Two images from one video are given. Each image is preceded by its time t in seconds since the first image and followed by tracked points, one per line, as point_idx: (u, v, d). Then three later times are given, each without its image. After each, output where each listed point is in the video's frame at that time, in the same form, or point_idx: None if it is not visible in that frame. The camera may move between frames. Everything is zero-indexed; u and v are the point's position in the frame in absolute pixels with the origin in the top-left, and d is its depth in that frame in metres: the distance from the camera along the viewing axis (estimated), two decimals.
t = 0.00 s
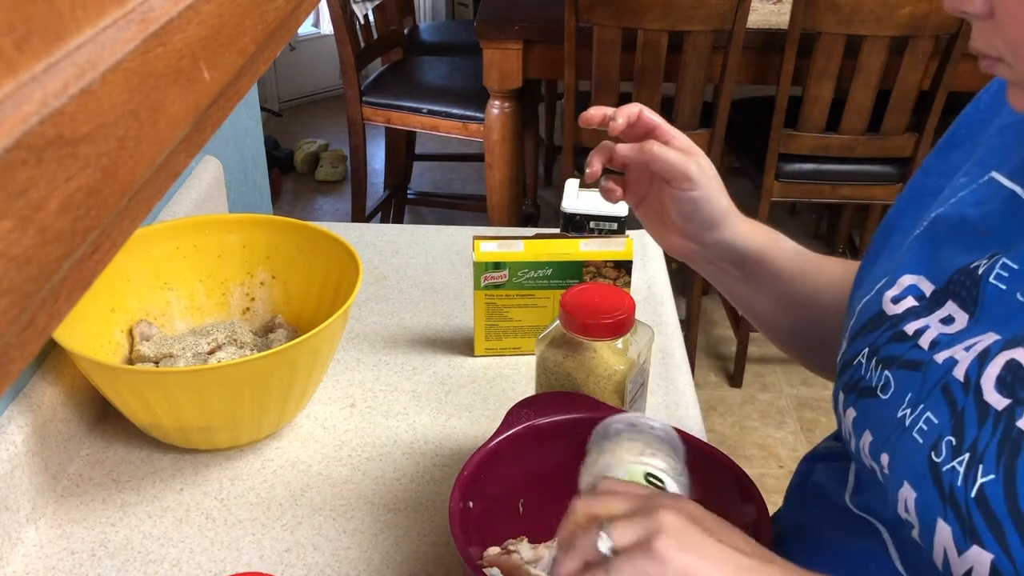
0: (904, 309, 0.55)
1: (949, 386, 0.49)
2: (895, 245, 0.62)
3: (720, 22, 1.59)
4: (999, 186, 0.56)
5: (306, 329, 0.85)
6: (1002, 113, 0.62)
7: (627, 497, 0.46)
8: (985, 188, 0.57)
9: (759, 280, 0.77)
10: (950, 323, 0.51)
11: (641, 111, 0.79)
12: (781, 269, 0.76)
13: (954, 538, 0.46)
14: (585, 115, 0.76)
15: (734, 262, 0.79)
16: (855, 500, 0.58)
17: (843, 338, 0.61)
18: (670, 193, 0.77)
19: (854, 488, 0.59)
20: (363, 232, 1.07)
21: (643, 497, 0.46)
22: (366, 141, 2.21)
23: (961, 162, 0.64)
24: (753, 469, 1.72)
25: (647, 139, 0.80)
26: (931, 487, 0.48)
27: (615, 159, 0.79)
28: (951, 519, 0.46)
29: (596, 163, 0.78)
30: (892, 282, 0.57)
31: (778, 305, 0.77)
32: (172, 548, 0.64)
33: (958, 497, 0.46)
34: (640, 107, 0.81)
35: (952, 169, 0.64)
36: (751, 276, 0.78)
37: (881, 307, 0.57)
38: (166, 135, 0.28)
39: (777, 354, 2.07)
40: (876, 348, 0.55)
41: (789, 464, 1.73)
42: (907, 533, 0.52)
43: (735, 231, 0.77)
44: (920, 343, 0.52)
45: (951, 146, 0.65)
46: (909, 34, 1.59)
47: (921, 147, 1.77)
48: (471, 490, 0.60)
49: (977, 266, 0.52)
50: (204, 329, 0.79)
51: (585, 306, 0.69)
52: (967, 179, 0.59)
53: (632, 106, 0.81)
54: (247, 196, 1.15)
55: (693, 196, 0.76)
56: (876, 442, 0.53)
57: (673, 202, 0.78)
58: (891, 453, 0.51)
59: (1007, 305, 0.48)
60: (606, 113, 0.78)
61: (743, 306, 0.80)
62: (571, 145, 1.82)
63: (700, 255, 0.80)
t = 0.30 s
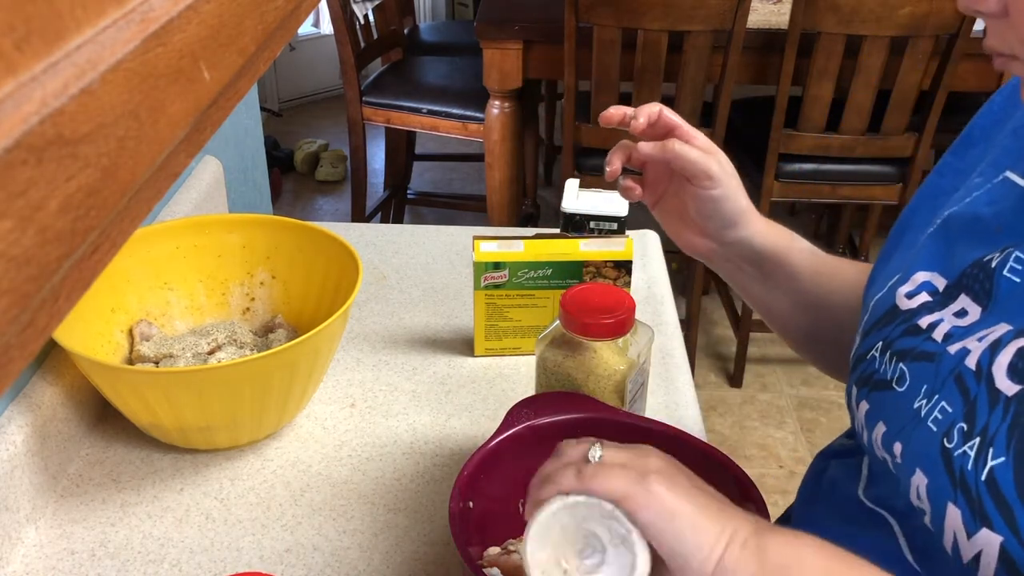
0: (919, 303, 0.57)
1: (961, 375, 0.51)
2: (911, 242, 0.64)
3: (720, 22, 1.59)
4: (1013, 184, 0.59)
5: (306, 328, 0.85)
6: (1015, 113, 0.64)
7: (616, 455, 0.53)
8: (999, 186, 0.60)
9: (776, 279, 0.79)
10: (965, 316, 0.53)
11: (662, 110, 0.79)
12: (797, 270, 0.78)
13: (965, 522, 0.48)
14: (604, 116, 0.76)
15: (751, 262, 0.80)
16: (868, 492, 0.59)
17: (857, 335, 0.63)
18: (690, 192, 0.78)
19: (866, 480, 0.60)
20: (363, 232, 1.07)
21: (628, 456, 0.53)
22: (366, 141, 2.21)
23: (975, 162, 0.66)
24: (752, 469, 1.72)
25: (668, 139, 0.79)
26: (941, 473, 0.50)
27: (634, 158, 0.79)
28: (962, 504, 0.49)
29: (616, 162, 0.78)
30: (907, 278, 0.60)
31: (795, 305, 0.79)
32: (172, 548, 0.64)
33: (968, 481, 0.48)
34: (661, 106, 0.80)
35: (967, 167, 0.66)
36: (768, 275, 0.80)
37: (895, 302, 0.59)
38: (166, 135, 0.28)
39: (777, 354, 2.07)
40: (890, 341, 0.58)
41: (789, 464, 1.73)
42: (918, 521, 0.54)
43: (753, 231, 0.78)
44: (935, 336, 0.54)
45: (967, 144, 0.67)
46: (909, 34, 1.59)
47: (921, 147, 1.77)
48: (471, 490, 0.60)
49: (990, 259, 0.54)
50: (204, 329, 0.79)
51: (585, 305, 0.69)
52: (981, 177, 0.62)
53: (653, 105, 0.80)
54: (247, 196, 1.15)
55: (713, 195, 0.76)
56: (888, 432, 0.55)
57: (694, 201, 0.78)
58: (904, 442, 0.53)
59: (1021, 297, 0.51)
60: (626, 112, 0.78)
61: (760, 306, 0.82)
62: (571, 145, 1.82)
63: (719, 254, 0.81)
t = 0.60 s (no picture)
0: (921, 291, 0.59)
1: (958, 358, 0.53)
2: (915, 233, 0.66)
3: (720, 22, 1.59)
4: (1016, 177, 0.59)
5: (306, 328, 0.85)
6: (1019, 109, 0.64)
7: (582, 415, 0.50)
8: (1003, 179, 0.61)
9: (788, 271, 0.80)
10: (965, 303, 0.55)
11: (674, 108, 0.80)
12: (807, 261, 0.79)
13: (956, 497, 0.50)
14: (619, 111, 0.77)
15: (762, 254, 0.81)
16: (870, 474, 0.62)
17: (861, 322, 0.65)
18: (704, 185, 0.78)
19: (869, 464, 0.63)
20: (363, 233, 1.07)
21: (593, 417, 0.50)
22: (365, 141, 2.21)
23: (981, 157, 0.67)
24: (752, 469, 1.72)
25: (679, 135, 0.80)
26: (936, 450, 0.52)
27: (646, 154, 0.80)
28: (954, 480, 0.50)
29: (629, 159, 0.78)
30: (911, 268, 0.62)
31: (806, 297, 0.79)
32: (172, 548, 0.64)
33: (960, 457, 0.50)
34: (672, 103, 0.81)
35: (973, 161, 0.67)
36: (781, 266, 0.80)
37: (899, 290, 0.61)
38: (166, 135, 0.28)
39: (777, 354, 2.06)
40: (893, 327, 0.59)
41: (789, 464, 1.74)
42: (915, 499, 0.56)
43: (765, 222, 0.79)
44: (936, 322, 0.56)
45: (972, 140, 0.68)
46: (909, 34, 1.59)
47: (921, 147, 1.77)
48: (471, 490, 0.60)
49: (991, 249, 0.56)
50: (204, 329, 0.79)
51: (587, 306, 0.69)
52: (987, 172, 0.63)
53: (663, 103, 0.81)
54: (247, 196, 1.15)
55: (725, 189, 0.77)
56: (888, 415, 0.57)
57: (706, 195, 0.79)
58: (903, 422, 0.55)
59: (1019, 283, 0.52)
60: (638, 110, 0.79)
61: (768, 296, 0.83)
62: (571, 145, 1.82)
63: (731, 246, 0.82)
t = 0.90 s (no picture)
0: (912, 281, 0.60)
1: (943, 345, 0.54)
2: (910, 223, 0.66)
3: (720, 22, 1.59)
4: (1007, 171, 0.60)
5: (306, 328, 0.85)
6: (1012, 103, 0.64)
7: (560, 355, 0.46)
8: (995, 173, 0.61)
9: (794, 259, 0.80)
10: (952, 291, 0.56)
11: (687, 94, 0.81)
12: (814, 249, 0.79)
13: (936, 477, 0.51)
14: (632, 95, 0.77)
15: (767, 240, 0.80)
16: (866, 458, 0.63)
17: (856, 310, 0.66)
18: (714, 170, 0.79)
19: (863, 450, 0.64)
20: (363, 233, 1.07)
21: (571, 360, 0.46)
22: (366, 141, 2.21)
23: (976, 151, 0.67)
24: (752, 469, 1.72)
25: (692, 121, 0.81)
26: (919, 434, 0.53)
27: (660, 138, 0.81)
28: (934, 461, 0.52)
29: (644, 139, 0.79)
30: (905, 259, 0.62)
31: (810, 284, 0.80)
32: (172, 548, 0.64)
33: (939, 438, 0.51)
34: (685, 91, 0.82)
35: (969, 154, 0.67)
36: (787, 254, 0.80)
37: (891, 280, 0.62)
38: (166, 135, 0.28)
39: (777, 354, 2.07)
40: (884, 316, 0.60)
41: (789, 464, 1.74)
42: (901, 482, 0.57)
43: (774, 209, 0.79)
44: (926, 311, 0.57)
45: (970, 135, 0.68)
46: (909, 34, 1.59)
47: (921, 147, 1.77)
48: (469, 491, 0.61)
49: (978, 238, 0.56)
50: (204, 329, 0.79)
51: (588, 306, 0.69)
52: (980, 166, 0.63)
53: (677, 89, 0.83)
54: (247, 196, 1.16)
55: (736, 173, 0.78)
56: (878, 400, 0.58)
57: (717, 178, 0.79)
58: (892, 407, 0.56)
59: (1003, 270, 0.53)
60: (653, 94, 0.79)
61: (774, 285, 0.83)
62: (571, 145, 1.82)
63: (738, 232, 0.81)
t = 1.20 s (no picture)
0: (904, 265, 0.60)
1: (933, 324, 0.54)
2: (905, 210, 0.67)
3: (720, 22, 1.59)
4: (999, 158, 0.60)
5: (306, 327, 0.85)
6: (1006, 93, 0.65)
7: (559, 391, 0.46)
8: (988, 160, 0.61)
9: (796, 248, 0.80)
10: (943, 273, 0.56)
11: (691, 84, 0.82)
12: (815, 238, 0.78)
13: (918, 451, 0.52)
14: (638, 84, 0.79)
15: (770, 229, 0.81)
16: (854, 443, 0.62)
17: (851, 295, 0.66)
18: (718, 158, 0.79)
19: (852, 434, 0.63)
20: (363, 233, 1.07)
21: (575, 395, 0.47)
22: (366, 141, 2.21)
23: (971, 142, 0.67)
24: (752, 469, 1.72)
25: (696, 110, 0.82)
26: (906, 409, 0.54)
27: (664, 127, 0.83)
28: (918, 435, 0.52)
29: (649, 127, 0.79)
30: (898, 244, 0.62)
31: (811, 272, 0.79)
32: (172, 548, 0.64)
33: (924, 413, 0.51)
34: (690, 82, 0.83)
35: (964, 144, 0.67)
36: (789, 242, 0.80)
37: (885, 264, 0.62)
38: (166, 135, 0.28)
39: (777, 354, 2.07)
40: (877, 299, 0.61)
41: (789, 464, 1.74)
42: (884, 460, 0.57)
43: (775, 196, 0.79)
44: (916, 293, 0.57)
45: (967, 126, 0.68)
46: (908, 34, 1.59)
47: (921, 147, 1.77)
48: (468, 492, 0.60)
49: (969, 222, 0.57)
50: (204, 329, 0.79)
51: (588, 306, 0.69)
52: (974, 154, 0.63)
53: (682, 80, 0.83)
54: (247, 197, 1.16)
55: (740, 160, 0.78)
56: (871, 380, 0.58)
57: (722, 167, 0.80)
58: (883, 386, 0.57)
59: (993, 253, 0.53)
60: (657, 84, 0.80)
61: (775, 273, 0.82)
62: (571, 145, 1.82)
63: (742, 219, 0.82)
